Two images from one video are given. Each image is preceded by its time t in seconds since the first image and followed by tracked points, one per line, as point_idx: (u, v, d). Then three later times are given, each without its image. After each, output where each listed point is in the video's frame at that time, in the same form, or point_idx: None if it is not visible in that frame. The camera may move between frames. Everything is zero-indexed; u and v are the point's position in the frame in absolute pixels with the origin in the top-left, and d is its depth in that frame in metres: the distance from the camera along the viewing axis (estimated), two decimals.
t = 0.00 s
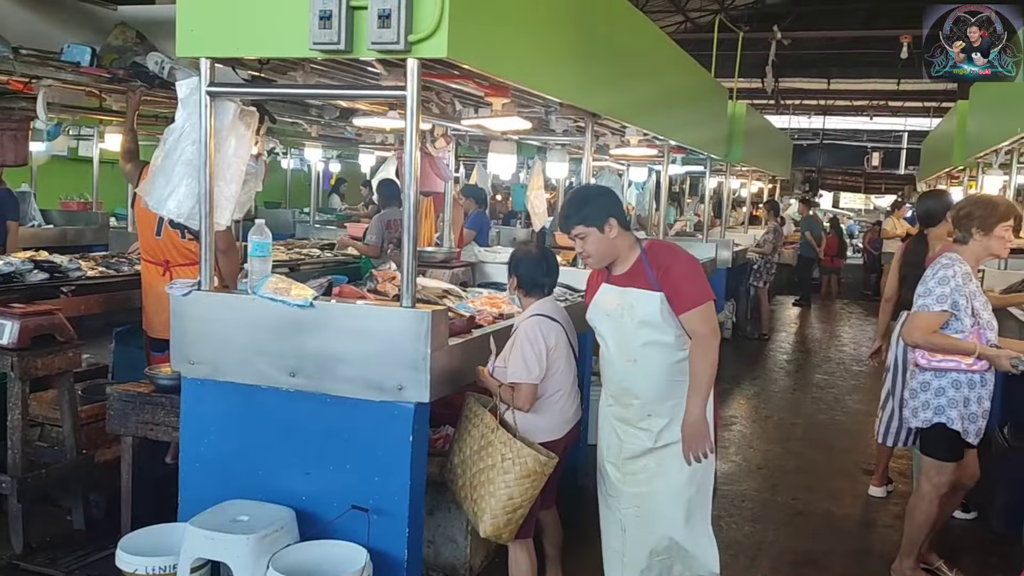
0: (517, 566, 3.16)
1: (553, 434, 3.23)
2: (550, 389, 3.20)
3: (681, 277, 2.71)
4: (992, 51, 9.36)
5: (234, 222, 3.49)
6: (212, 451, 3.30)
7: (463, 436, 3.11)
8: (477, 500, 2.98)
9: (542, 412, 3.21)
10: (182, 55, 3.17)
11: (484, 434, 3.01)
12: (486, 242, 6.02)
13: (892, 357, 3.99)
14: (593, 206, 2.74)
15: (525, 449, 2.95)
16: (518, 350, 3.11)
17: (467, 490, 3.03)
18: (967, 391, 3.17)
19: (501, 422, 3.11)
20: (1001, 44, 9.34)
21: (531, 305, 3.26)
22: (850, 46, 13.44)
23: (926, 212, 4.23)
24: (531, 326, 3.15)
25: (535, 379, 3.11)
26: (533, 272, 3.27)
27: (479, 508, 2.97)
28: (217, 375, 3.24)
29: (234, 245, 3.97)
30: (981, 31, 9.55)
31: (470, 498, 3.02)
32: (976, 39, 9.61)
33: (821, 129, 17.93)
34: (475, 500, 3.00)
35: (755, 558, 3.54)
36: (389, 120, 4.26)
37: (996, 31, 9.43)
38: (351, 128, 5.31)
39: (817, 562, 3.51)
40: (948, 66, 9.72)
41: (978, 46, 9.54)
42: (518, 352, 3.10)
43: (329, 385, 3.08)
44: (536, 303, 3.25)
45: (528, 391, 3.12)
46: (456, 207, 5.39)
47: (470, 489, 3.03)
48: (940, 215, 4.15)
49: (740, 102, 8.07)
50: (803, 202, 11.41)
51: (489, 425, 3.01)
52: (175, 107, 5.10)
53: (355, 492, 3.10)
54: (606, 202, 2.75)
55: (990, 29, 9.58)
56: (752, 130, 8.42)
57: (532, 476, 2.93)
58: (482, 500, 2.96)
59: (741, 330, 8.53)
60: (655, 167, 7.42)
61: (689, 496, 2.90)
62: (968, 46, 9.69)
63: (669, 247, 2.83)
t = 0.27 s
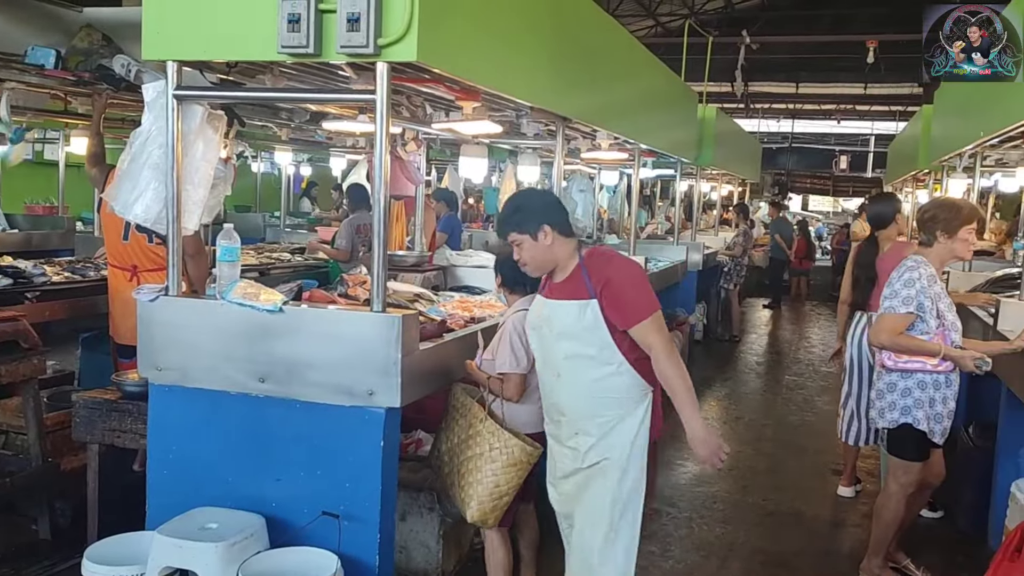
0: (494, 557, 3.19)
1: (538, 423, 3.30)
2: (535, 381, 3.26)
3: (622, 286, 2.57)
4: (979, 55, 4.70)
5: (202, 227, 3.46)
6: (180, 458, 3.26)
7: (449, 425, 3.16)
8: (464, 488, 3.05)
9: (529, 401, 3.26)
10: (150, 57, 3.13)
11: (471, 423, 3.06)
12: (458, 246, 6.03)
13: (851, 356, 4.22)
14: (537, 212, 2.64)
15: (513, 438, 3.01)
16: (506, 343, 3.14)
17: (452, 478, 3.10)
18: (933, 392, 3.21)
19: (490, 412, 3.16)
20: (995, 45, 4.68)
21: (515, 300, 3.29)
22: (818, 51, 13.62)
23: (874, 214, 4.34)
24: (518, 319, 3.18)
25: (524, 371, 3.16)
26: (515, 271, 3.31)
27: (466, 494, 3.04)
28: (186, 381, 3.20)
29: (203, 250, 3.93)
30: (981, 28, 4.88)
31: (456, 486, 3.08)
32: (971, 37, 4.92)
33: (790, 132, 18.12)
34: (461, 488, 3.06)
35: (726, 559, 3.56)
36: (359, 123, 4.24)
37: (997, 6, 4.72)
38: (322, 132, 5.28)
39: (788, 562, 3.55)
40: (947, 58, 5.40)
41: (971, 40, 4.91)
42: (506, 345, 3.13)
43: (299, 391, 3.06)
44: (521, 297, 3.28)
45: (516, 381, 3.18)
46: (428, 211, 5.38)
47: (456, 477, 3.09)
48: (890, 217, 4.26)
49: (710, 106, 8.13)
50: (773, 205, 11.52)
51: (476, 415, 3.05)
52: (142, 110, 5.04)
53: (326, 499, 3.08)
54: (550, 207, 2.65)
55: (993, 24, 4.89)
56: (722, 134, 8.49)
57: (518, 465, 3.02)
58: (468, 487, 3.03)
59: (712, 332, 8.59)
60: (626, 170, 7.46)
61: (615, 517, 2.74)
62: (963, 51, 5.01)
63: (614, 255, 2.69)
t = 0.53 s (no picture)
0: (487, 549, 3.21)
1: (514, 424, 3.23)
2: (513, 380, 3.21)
3: (555, 307, 2.41)
4: (982, 65, 4.06)
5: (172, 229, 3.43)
6: (150, 463, 3.22)
7: (432, 424, 3.14)
8: (452, 485, 3.03)
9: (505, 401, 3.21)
10: (118, 58, 3.10)
11: (454, 422, 3.03)
12: (431, 247, 6.01)
13: (813, 353, 4.31)
14: (497, 203, 2.48)
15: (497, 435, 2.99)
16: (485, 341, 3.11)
17: (440, 476, 3.08)
18: (903, 391, 3.24)
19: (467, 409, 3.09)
20: (996, 47, 4.02)
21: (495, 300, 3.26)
22: (789, 53, 13.76)
23: (834, 213, 4.39)
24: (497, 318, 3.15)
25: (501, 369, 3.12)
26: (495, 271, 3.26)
27: (454, 492, 3.02)
28: (156, 386, 3.16)
29: (174, 252, 3.88)
30: (984, 31, 4.04)
31: (445, 484, 3.06)
32: (979, 39, 4.07)
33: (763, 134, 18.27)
34: (449, 486, 3.05)
35: (701, 559, 3.57)
36: (330, 125, 4.22)
37: (1004, 13, 3.95)
38: (294, 133, 5.24)
39: (762, 561, 3.57)
40: (950, 60, 4.21)
41: (980, 43, 4.07)
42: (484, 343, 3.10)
43: (270, 395, 3.03)
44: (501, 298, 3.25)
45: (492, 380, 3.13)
46: (401, 213, 5.36)
47: (443, 475, 3.06)
48: (848, 217, 4.32)
49: (683, 107, 8.16)
50: (746, 206, 11.59)
51: (458, 413, 3.02)
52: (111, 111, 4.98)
53: (299, 504, 3.06)
54: (514, 202, 2.49)
55: (995, 22, 3.99)
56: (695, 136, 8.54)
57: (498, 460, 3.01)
58: (456, 485, 3.01)
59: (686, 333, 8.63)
60: (600, 172, 7.48)
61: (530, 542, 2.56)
62: (970, 54, 4.12)
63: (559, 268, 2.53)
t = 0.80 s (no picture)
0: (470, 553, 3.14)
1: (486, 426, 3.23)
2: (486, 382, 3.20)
3: (428, 318, 2.06)
4: (983, 67, 3.55)
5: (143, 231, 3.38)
6: (121, 468, 3.18)
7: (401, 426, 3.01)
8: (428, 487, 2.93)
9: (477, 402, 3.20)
10: (85, 58, 3.05)
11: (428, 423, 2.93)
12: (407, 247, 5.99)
13: (784, 352, 4.34)
14: (408, 200, 2.22)
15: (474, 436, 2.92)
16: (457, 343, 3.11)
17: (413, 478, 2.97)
18: (874, 388, 3.27)
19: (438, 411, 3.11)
20: (996, 48, 3.56)
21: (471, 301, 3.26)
22: (763, 53, 13.86)
23: (806, 212, 4.41)
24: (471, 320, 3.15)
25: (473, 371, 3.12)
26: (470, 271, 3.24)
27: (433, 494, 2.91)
28: (126, 390, 3.13)
29: (145, 253, 3.84)
30: (983, 30, 3.61)
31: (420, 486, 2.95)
32: (979, 38, 3.62)
33: (739, 133, 18.39)
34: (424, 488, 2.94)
35: (676, 557, 3.58)
36: (302, 125, 4.19)
37: (1005, 12, 3.55)
38: (268, 134, 5.20)
39: (736, 559, 3.59)
40: (951, 61, 3.73)
41: (980, 43, 3.61)
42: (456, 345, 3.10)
43: (243, 398, 3.01)
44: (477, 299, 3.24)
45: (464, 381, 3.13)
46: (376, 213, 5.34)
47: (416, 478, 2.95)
48: (819, 216, 4.34)
49: (658, 107, 8.18)
50: (721, 205, 11.66)
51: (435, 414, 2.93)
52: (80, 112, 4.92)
53: (272, 507, 3.04)
54: (434, 207, 2.23)
55: (995, 21, 3.58)
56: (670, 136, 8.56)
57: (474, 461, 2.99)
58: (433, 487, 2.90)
59: (662, 332, 8.66)
60: (575, 172, 7.50)
61: (402, 575, 2.30)
62: (969, 55, 3.66)
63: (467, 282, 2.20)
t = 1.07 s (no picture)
0: (444, 552, 3.17)
1: (462, 426, 3.22)
2: (461, 382, 3.20)
3: (289, 315, 2.03)
4: (979, 66, 3.21)
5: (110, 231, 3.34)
6: (90, 470, 3.14)
7: (369, 425, 3.06)
8: (389, 488, 2.97)
9: (453, 403, 3.20)
10: (49, 55, 3.01)
11: (395, 423, 2.97)
12: (382, 245, 5.97)
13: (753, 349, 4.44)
14: (275, 189, 2.13)
15: (439, 438, 2.96)
16: (430, 344, 3.10)
17: (376, 478, 3.01)
18: (845, 382, 3.29)
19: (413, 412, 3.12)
20: (997, 47, 3.19)
21: (445, 301, 3.24)
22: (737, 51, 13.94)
23: (784, 210, 4.38)
24: (444, 320, 3.15)
25: (447, 372, 3.12)
26: (446, 271, 3.20)
27: (392, 495, 2.96)
28: (95, 391, 3.08)
29: (115, 253, 3.80)
30: (980, 30, 3.30)
31: (381, 486, 3.00)
32: (974, 37, 3.31)
33: (714, 131, 18.50)
34: (386, 487, 2.98)
35: (651, 553, 3.60)
36: (272, 123, 4.16)
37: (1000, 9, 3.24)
38: (240, 132, 5.16)
39: (710, 554, 3.61)
40: (951, 59, 3.43)
41: (976, 42, 3.29)
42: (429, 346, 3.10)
43: (215, 398, 2.98)
44: (450, 299, 3.22)
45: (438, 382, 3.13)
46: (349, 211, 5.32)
47: (379, 477, 3.01)
48: (798, 213, 4.32)
49: (632, 105, 8.20)
50: (697, 202, 11.71)
51: (402, 415, 2.97)
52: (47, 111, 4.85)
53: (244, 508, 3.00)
54: (300, 198, 2.14)
55: (992, 20, 3.26)
56: (644, 134, 8.59)
57: (445, 462, 2.96)
58: (394, 487, 2.95)
59: (637, 328, 8.70)
60: (550, 170, 7.50)
61: None
62: (967, 54, 3.33)
63: (331, 276, 2.16)
